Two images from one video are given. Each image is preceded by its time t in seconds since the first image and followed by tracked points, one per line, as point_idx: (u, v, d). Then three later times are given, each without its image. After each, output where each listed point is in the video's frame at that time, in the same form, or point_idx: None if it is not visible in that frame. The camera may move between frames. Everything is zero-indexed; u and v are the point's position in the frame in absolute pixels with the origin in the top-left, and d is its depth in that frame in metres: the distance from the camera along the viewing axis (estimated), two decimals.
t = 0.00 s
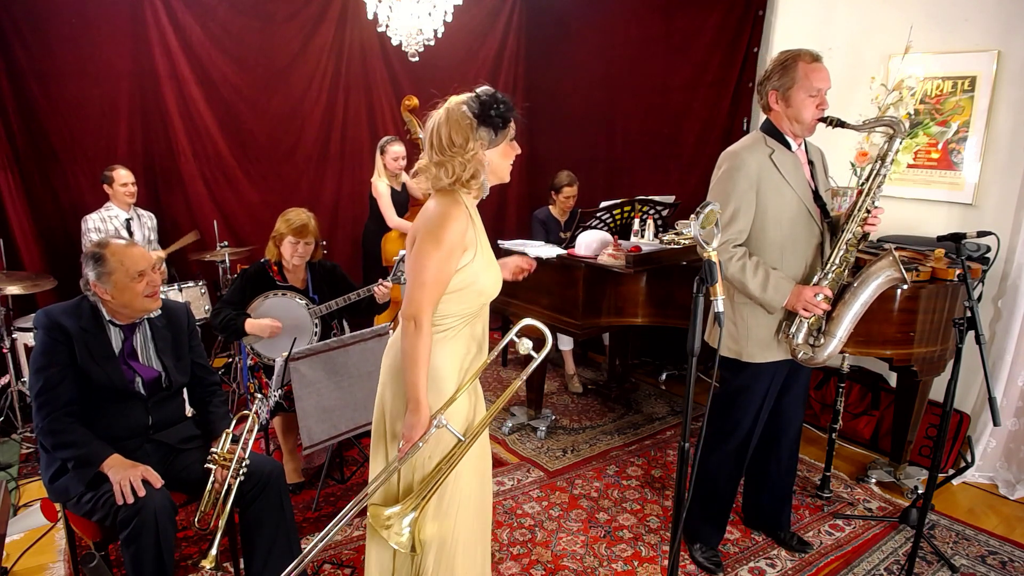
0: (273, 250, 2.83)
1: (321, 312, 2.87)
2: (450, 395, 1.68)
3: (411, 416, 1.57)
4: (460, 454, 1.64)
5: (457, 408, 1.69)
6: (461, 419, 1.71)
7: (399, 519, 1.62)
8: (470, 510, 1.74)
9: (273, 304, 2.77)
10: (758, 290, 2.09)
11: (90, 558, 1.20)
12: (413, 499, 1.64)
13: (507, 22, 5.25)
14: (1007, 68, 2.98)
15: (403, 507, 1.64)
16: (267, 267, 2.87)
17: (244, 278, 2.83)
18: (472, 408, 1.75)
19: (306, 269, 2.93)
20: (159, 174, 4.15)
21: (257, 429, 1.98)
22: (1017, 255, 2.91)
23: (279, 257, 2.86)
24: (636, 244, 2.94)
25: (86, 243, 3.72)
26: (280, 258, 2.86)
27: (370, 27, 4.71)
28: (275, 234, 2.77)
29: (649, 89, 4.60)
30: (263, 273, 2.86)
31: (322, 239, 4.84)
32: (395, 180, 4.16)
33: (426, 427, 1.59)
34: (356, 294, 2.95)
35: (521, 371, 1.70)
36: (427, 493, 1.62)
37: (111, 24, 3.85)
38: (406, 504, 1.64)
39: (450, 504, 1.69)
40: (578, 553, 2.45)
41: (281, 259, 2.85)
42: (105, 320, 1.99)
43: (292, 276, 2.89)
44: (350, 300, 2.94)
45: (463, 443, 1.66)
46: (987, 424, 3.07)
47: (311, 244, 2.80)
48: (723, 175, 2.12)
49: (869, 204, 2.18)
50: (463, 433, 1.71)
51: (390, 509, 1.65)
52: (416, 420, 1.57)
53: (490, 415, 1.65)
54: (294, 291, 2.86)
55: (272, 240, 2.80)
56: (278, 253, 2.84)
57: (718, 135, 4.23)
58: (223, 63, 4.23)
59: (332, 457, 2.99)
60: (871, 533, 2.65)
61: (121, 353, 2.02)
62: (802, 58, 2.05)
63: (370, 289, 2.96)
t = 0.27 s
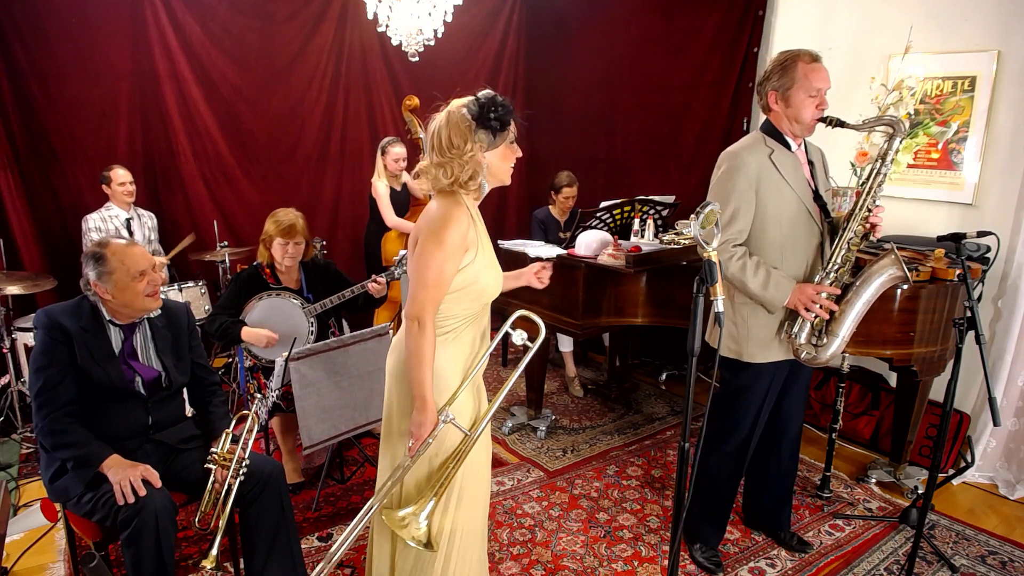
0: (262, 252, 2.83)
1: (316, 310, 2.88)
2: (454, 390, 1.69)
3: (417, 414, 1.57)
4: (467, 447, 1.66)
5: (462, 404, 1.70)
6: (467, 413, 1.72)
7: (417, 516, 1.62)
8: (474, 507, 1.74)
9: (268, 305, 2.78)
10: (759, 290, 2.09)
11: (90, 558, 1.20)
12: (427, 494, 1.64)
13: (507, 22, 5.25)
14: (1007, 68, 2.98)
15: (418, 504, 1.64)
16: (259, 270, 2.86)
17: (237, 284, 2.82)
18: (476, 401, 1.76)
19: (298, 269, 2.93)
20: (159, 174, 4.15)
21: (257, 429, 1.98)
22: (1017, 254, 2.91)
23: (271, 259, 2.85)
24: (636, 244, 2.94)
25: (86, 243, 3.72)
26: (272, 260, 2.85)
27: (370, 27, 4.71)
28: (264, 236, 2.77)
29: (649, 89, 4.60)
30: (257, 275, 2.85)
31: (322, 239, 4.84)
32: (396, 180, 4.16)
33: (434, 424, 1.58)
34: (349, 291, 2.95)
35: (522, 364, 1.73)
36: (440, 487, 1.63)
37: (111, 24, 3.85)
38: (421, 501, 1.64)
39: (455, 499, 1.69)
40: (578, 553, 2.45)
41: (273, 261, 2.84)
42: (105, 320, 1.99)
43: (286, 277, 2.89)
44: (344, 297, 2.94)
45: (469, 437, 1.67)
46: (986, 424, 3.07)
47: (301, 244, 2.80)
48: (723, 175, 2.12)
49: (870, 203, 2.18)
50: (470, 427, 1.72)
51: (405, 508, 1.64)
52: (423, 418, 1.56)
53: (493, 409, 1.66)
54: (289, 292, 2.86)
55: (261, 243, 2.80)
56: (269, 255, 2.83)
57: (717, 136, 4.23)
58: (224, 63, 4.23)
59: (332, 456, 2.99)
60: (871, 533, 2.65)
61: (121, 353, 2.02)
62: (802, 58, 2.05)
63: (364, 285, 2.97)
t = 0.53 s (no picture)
0: (256, 254, 2.82)
1: (311, 309, 2.88)
2: (454, 386, 1.69)
3: (421, 412, 1.57)
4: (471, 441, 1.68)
5: (463, 400, 1.70)
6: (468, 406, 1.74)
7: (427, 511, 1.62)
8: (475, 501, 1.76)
9: (264, 306, 2.78)
10: (758, 291, 2.09)
11: (90, 558, 1.21)
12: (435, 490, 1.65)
13: (507, 22, 5.25)
14: (1007, 68, 2.98)
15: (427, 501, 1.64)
16: (254, 272, 2.85)
17: (233, 285, 2.81)
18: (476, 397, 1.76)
19: (293, 269, 2.92)
20: (159, 174, 4.15)
21: (257, 429, 1.99)
22: (1017, 254, 2.91)
23: (265, 260, 2.84)
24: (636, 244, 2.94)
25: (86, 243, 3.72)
26: (266, 262, 2.85)
27: (370, 27, 4.71)
28: (256, 239, 2.77)
29: (649, 89, 4.60)
30: (252, 278, 2.84)
31: (322, 239, 4.84)
32: (395, 180, 4.16)
33: (439, 421, 1.59)
34: (344, 288, 2.96)
35: (520, 351, 1.72)
36: (450, 482, 1.64)
37: (111, 25, 3.85)
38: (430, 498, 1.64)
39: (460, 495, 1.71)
40: (578, 553, 2.45)
41: (267, 262, 2.84)
42: (105, 320, 1.99)
43: (281, 278, 2.88)
44: (339, 295, 2.95)
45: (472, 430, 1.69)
46: (986, 424, 3.07)
47: (293, 245, 2.79)
48: (723, 174, 2.12)
49: (869, 203, 2.18)
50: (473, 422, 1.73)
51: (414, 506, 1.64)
52: (427, 416, 1.57)
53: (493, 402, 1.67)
54: (285, 292, 2.86)
55: (254, 246, 2.80)
56: (263, 257, 2.83)
57: (718, 135, 4.23)
58: (224, 63, 4.23)
59: (332, 456, 2.99)
60: (871, 533, 2.65)
61: (121, 353, 2.02)
62: (801, 58, 2.05)
63: (358, 282, 2.98)
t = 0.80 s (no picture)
0: (252, 255, 2.82)
1: (309, 309, 2.87)
2: (455, 392, 1.70)
3: (423, 421, 1.59)
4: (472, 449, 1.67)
5: (464, 406, 1.71)
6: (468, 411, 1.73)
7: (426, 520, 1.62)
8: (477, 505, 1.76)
9: (262, 306, 2.78)
10: (757, 291, 2.09)
11: (90, 558, 1.21)
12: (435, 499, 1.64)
13: (507, 22, 5.25)
14: (1007, 68, 2.98)
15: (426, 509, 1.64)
16: (251, 273, 2.85)
17: (231, 286, 2.82)
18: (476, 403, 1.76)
19: (291, 269, 2.93)
20: (159, 174, 4.15)
21: (257, 428, 1.99)
22: (1017, 254, 2.91)
23: (263, 260, 2.84)
24: (636, 244, 2.93)
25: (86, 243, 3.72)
26: (264, 262, 2.85)
27: (370, 27, 4.71)
28: (252, 239, 2.77)
29: (649, 89, 4.60)
30: (250, 279, 2.85)
31: (322, 239, 4.84)
32: (395, 180, 4.16)
33: (441, 429, 1.60)
34: (342, 287, 2.95)
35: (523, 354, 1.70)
36: (450, 490, 1.64)
37: (111, 24, 3.85)
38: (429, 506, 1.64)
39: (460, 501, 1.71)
40: (578, 553, 2.45)
41: (265, 263, 2.84)
42: (105, 320, 1.99)
43: (279, 279, 2.89)
44: (337, 295, 2.94)
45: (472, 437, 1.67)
46: (987, 425, 3.07)
47: (289, 244, 2.80)
48: (722, 174, 2.12)
49: (868, 204, 2.18)
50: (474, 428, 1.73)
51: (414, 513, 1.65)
52: (428, 426, 1.58)
53: (494, 409, 1.66)
54: (283, 292, 2.86)
55: (251, 247, 2.80)
56: (260, 258, 2.83)
57: (718, 135, 4.23)
58: (224, 63, 4.23)
59: (332, 456, 2.99)
60: (871, 533, 2.65)
61: (121, 353, 2.02)
62: (800, 58, 2.05)
63: (356, 280, 2.97)
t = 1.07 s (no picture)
0: (252, 256, 2.82)
1: (309, 309, 2.87)
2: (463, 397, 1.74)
3: (436, 423, 1.60)
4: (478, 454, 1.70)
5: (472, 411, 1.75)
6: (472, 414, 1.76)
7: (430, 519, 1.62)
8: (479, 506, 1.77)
9: (262, 306, 2.78)
10: (756, 290, 2.09)
11: (90, 558, 1.20)
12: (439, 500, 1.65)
13: (507, 22, 5.24)
14: (1007, 68, 2.98)
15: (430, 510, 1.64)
16: (251, 273, 2.85)
17: (231, 287, 2.82)
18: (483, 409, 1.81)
19: (291, 268, 2.93)
20: (159, 174, 4.15)
21: (257, 429, 1.99)
22: (1017, 255, 2.91)
23: (262, 261, 2.84)
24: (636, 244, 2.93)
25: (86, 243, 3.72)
26: (264, 262, 2.85)
27: (370, 27, 4.71)
28: (252, 239, 2.77)
29: (649, 89, 4.60)
30: (250, 279, 2.85)
31: (322, 239, 4.84)
32: (394, 180, 4.16)
33: (454, 433, 1.62)
34: (342, 287, 2.95)
35: (530, 363, 1.76)
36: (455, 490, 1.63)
37: (111, 24, 3.85)
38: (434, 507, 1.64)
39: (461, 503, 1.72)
40: (578, 553, 2.45)
41: (264, 263, 2.84)
42: (105, 320, 1.99)
43: (279, 279, 2.89)
44: (337, 295, 2.94)
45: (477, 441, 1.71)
46: (987, 425, 3.07)
47: (289, 244, 2.80)
48: (722, 174, 2.12)
49: (867, 206, 2.18)
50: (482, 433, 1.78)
51: (423, 514, 1.65)
52: (442, 428, 1.60)
53: (502, 413, 1.68)
54: (282, 292, 2.86)
55: (250, 247, 2.80)
56: (260, 258, 2.83)
57: (718, 135, 4.23)
58: (224, 63, 4.22)
59: (332, 456, 2.99)
60: (871, 533, 2.65)
61: (121, 353, 2.02)
62: (800, 58, 2.05)
63: (356, 280, 2.97)
